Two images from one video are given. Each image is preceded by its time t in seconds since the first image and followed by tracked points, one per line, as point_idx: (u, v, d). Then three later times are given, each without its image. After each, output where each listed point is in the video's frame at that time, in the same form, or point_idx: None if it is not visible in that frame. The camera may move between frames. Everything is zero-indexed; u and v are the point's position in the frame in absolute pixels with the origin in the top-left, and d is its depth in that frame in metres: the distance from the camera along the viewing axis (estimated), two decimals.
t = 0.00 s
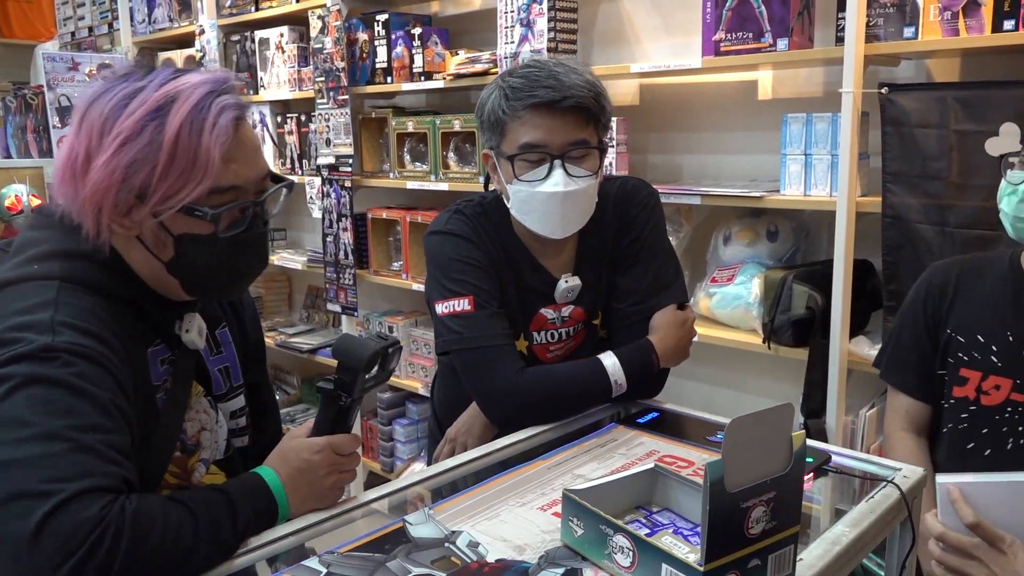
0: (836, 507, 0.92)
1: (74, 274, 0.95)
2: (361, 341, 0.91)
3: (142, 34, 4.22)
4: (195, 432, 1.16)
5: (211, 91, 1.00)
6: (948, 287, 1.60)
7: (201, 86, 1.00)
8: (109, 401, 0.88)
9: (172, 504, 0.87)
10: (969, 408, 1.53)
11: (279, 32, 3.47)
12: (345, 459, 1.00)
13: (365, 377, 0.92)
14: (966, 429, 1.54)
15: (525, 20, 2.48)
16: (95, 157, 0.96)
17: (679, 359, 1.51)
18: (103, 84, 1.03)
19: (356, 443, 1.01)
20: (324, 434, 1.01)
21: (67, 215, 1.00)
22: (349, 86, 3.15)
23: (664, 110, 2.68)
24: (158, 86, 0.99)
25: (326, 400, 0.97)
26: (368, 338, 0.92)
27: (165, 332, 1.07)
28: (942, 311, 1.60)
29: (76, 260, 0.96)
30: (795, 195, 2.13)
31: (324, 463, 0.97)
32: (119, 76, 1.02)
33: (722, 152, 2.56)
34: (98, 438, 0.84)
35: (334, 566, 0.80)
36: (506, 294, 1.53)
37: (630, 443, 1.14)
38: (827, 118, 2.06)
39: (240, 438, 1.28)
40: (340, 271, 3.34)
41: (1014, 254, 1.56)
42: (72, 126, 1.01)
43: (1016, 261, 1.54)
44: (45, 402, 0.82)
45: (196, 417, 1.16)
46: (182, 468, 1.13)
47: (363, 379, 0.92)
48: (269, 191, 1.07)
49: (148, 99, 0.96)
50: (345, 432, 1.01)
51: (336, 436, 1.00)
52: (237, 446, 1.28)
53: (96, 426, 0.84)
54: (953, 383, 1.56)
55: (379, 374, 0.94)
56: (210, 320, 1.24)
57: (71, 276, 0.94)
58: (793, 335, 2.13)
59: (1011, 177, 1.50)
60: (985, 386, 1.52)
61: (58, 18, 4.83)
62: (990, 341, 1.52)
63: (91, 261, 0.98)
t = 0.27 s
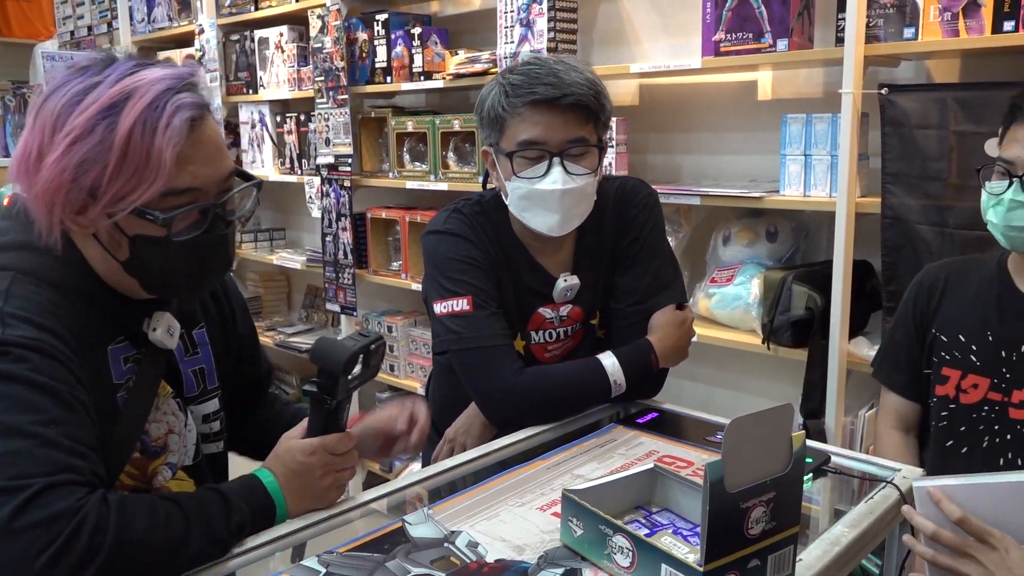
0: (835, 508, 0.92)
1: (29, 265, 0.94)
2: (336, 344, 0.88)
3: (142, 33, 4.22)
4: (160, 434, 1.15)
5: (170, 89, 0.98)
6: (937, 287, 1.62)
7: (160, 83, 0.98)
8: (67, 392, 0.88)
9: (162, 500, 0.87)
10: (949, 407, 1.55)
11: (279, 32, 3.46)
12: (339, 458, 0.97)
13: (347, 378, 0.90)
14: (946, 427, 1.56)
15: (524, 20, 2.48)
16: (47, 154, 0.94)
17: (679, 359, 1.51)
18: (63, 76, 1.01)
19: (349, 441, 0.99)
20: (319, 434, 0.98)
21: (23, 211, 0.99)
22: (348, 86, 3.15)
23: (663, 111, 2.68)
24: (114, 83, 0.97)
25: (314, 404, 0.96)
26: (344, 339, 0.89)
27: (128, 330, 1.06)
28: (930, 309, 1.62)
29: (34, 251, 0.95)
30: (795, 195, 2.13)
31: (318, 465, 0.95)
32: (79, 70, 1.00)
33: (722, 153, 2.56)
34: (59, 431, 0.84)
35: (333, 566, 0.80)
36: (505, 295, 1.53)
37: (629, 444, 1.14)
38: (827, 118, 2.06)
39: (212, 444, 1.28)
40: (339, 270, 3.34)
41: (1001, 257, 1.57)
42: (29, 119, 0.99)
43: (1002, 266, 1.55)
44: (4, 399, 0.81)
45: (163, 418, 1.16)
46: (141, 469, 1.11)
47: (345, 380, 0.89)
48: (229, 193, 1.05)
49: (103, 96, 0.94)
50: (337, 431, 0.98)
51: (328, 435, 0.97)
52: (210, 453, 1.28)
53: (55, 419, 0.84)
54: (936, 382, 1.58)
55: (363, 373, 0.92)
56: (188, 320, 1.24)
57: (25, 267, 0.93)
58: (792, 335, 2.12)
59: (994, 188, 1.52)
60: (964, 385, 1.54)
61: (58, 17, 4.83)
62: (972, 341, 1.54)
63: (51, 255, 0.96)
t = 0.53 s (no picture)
0: (834, 509, 0.92)
1: (34, 263, 0.96)
2: (336, 345, 0.90)
3: (141, 30, 4.21)
4: (165, 434, 1.14)
5: (157, 76, 0.97)
6: (918, 289, 1.69)
7: (147, 71, 0.97)
8: (66, 389, 0.89)
9: (162, 499, 0.87)
10: (929, 407, 1.62)
11: (278, 30, 3.46)
12: (339, 457, 0.99)
13: (347, 376, 0.92)
14: (927, 427, 1.63)
15: (525, 19, 2.48)
16: (40, 145, 0.95)
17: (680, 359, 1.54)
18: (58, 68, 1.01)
19: (349, 439, 1.00)
20: (317, 431, 0.99)
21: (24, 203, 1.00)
22: (348, 84, 3.15)
23: (663, 111, 2.68)
24: (102, 72, 0.96)
25: (313, 400, 0.97)
26: (345, 339, 0.92)
27: (136, 332, 1.08)
28: (912, 309, 1.69)
29: (40, 250, 0.97)
30: (794, 196, 2.13)
31: (320, 464, 0.97)
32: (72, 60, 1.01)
33: (721, 153, 2.56)
34: (57, 429, 0.85)
35: (331, 565, 0.80)
36: (504, 292, 1.53)
37: (628, 443, 1.14)
38: (827, 119, 2.06)
39: (235, 441, 1.26)
40: (337, 269, 3.33)
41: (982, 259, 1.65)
42: (25, 112, 1.00)
43: (982, 267, 1.63)
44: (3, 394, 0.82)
45: (168, 418, 1.15)
46: (142, 470, 1.11)
47: (346, 378, 0.91)
48: (225, 180, 1.05)
49: (90, 86, 0.94)
50: (336, 428, 1.00)
51: (327, 433, 0.99)
52: (233, 451, 1.25)
53: (54, 417, 0.85)
54: (918, 383, 1.65)
55: (363, 370, 0.94)
56: (199, 317, 1.22)
57: (30, 266, 0.95)
58: (791, 337, 2.12)
59: (972, 191, 1.57)
60: (945, 385, 1.61)
61: (58, 14, 4.82)
62: (951, 341, 1.61)
63: (56, 257, 0.98)
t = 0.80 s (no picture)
0: (831, 510, 0.92)
1: (49, 269, 0.97)
2: (343, 342, 0.89)
3: (139, 28, 4.21)
4: (191, 443, 1.14)
5: (169, 88, 0.97)
6: (889, 289, 1.65)
7: (159, 83, 0.97)
8: (73, 389, 0.89)
9: (163, 499, 0.87)
10: (903, 406, 1.57)
11: (277, 28, 3.45)
12: (340, 455, 0.99)
13: (351, 373, 0.90)
14: (901, 426, 1.57)
15: (524, 19, 2.48)
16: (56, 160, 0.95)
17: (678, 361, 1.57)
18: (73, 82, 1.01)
19: (350, 438, 1.01)
20: (318, 430, 0.99)
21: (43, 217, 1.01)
22: (346, 83, 3.15)
23: (662, 111, 2.68)
24: (116, 85, 0.96)
25: (315, 399, 0.96)
26: (352, 336, 0.90)
27: (157, 341, 1.07)
28: (882, 311, 1.65)
29: (55, 255, 0.98)
30: (793, 197, 2.14)
31: (322, 464, 0.97)
32: (86, 74, 1.01)
33: (720, 154, 2.56)
34: (63, 429, 0.85)
35: (328, 564, 0.80)
36: (508, 289, 1.52)
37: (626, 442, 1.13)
38: (825, 120, 2.06)
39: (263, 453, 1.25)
40: (335, 268, 3.33)
41: (950, 259, 1.63)
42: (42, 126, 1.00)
43: (950, 267, 1.60)
44: (9, 394, 0.83)
45: (195, 426, 1.15)
46: (169, 476, 1.12)
47: (349, 376, 0.90)
48: (242, 191, 1.02)
49: (103, 100, 0.94)
50: (336, 427, 1.00)
51: (329, 432, 0.99)
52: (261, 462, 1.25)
53: (62, 417, 0.85)
54: (891, 382, 1.60)
55: (367, 370, 0.92)
56: (230, 323, 1.21)
57: (47, 271, 0.96)
58: (789, 337, 2.12)
59: (944, 192, 1.57)
60: (918, 382, 1.56)
61: (56, 11, 4.81)
62: (924, 340, 1.57)
63: (78, 266, 0.99)
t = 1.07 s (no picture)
0: (827, 509, 0.92)
1: (71, 266, 0.97)
2: (360, 360, 0.88)
3: (137, 26, 4.20)
4: (205, 440, 1.15)
5: (183, 82, 0.96)
6: (851, 291, 1.65)
7: (173, 78, 0.96)
8: (86, 388, 0.89)
9: (166, 496, 0.87)
10: (869, 402, 1.57)
11: (275, 26, 3.45)
12: (345, 460, 0.99)
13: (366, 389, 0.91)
14: (866, 422, 1.58)
15: (523, 18, 2.48)
16: (74, 160, 0.94)
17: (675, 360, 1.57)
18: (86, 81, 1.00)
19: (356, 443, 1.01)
20: (326, 432, 0.99)
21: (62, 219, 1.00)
22: (344, 81, 3.14)
23: (660, 110, 2.68)
24: (130, 81, 0.96)
25: (328, 406, 0.97)
26: (369, 354, 0.89)
27: (177, 339, 1.07)
28: (846, 311, 1.65)
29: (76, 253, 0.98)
30: (791, 196, 2.14)
31: (326, 467, 0.96)
32: (99, 72, 1.00)
33: (718, 153, 2.56)
34: (74, 427, 0.85)
35: (325, 562, 0.79)
36: (506, 292, 1.52)
37: (624, 441, 1.13)
38: (823, 120, 2.06)
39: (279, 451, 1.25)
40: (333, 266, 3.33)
41: (911, 257, 1.63)
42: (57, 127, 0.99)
43: (912, 265, 1.61)
44: (22, 390, 0.83)
45: (209, 424, 1.15)
46: (183, 474, 1.13)
47: (363, 392, 0.90)
48: (261, 185, 1.02)
49: (119, 97, 0.94)
50: (344, 432, 1.00)
51: (336, 436, 0.99)
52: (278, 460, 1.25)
53: (73, 415, 0.85)
54: (856, 378, 1.61)
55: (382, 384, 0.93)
56: (245, 321, 1.20)
57: (69, 268, 0.96)
58: (786, 337, 2.12)
59: (906, 192, 1.55)
60: (883, 378, 1.57)
61: (54, 8, 4.80)
62: (887, 336, 1.58)
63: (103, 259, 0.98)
